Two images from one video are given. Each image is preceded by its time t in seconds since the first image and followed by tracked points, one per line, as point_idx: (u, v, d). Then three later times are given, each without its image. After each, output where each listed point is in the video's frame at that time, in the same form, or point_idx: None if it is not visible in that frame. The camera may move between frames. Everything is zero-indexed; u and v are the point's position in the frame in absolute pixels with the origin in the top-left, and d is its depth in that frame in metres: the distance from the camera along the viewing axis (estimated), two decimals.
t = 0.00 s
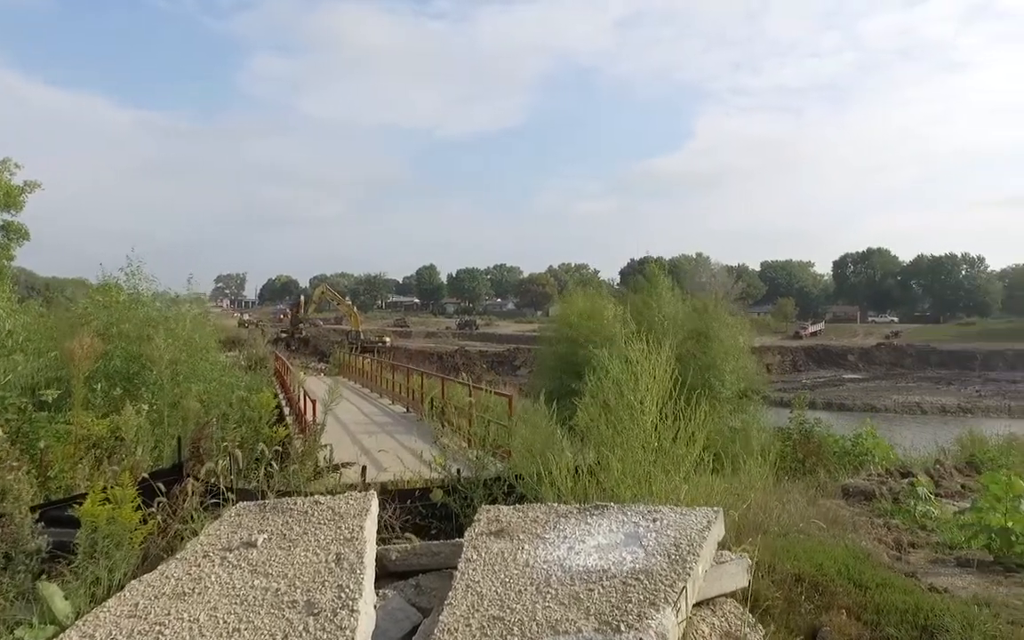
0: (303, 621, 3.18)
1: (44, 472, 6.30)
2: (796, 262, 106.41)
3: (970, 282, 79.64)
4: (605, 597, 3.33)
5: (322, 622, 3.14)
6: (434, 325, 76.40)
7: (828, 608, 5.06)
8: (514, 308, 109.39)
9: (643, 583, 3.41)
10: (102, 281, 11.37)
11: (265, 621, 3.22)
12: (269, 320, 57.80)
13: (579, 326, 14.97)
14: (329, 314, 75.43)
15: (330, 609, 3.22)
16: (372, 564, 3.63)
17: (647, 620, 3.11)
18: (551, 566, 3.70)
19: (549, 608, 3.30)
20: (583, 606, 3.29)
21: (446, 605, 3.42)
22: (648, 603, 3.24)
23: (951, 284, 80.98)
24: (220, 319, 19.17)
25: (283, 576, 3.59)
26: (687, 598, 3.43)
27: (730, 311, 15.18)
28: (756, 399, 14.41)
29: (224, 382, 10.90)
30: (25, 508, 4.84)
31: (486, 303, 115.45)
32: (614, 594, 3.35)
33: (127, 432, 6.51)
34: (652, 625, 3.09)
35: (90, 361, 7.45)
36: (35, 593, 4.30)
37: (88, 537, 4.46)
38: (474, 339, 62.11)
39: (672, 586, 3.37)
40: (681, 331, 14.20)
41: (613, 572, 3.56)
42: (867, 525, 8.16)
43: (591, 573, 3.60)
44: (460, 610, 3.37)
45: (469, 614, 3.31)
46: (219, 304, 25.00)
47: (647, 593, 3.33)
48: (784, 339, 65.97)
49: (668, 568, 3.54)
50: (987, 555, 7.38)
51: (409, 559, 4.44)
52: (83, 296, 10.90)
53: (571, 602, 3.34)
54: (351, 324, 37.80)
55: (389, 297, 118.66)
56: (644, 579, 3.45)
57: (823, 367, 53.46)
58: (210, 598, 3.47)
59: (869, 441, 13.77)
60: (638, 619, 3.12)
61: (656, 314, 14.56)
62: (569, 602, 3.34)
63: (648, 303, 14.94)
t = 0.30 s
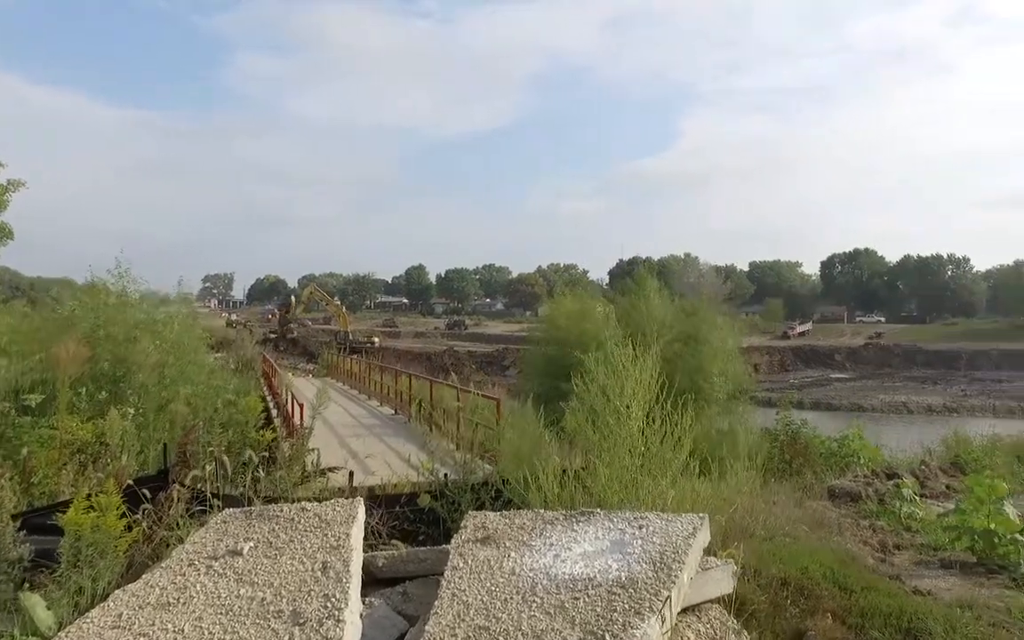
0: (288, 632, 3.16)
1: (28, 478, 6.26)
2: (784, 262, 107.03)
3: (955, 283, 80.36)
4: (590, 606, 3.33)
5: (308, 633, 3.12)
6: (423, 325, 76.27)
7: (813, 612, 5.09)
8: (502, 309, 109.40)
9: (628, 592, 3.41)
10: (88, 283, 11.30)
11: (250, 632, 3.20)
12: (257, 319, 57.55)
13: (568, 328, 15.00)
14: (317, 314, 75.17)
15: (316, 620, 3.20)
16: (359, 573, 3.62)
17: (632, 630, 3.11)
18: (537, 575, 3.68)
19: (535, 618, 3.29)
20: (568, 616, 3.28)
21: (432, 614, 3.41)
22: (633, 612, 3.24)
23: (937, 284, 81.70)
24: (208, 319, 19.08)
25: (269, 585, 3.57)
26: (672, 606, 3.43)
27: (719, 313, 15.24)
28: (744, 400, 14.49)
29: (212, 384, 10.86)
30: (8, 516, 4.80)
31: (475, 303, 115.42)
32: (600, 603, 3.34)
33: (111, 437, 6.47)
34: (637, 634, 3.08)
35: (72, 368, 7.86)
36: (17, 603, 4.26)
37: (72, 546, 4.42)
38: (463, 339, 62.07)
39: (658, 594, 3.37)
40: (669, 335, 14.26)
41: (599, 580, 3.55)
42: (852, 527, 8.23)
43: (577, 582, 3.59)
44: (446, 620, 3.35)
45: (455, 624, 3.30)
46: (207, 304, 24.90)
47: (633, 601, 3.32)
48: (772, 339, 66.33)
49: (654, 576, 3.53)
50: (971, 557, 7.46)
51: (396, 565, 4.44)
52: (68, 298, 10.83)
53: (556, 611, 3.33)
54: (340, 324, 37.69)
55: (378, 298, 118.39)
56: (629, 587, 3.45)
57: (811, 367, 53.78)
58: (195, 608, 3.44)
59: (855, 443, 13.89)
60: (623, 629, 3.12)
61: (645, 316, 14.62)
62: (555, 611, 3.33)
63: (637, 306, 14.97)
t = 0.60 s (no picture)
0: None
1: (10, 485, 6.21)
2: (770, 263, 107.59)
3: (940, 283, 81.07)
4: (574, 614, 3.32)
5: None
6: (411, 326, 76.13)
7: (797, 615, 5.12)
8: (491, 309, 109.36)
9: (612, 599, 3.40)
10: (73, 285, 11.20)
11: None
12: (244, 320, 57.24)
13: (556, 330, 15.02)
14: (305, 314, 74.89)
15: (301, 628, 3.19)
16: (344, 581, 3.61)
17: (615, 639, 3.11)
18: (522, 582, 3.67)
19: (520, 626, 3.28)
20: (553, 624, 3.27)
21: (417, 622, 3.39)
22: (617, 619, 3.24)
23: (922, 284, 82.43)
24: (194, 320, 18.97)
25: (254, 593, 3.55)
26: (656, 613, 3.43)
27: (706, 314, 15.29)
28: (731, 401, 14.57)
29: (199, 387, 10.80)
30: None
31: (463, 304, 115.34)
32: (584, 611, 3.34)
33: (94, 442, 6.42)
34: None
35: (60, 368, 6.90)
36: None
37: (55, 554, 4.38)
38: (452, 339, 62.00)
39: (641, 601, 3.37)
40: (656, 338, 14.31)
41: (583, 587, 3.54)
42: (836, 530, 8.30)
43: (562, 589, 3.57)
44: (431, 628, 3.34)
45: (440, 632, 3.28)
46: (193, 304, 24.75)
47: (616, 609, 3.32)
48: (759, 339, 66.67)
49: (638, 583, 3.53)
50: (953, 558, 7.55)
51: (382, 571, 4.44)
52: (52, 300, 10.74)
53: (541, 619, 3.32)
54: (328, 325, 37.56)
55: (366, 298, 118.09)
56: (614, 595, 3.44)
57: (797, 366, 54.11)
58: (179, 617, 3.42)
59: (840, 444, 13.99)
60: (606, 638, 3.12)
61: (632, 317, 14.68)
62: (539, 619, 3.32)
63: (623, 307, 15.04)
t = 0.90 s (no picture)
0: None
1: None
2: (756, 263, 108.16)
3: (923, 283, 81.82)
4: (558, 620, 3.33)
5: None
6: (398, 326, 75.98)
7: (781, 617, 5.16)
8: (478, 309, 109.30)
9: (596, 605, 3.41)
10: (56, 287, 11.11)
11: None
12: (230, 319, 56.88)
13: (543, 332, 15.03)
14: (291, 314, 74.53)
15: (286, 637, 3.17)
16: (329, 588, 3.61)
17: None
18: (507, 588, 3.67)
19: (504, 633, 3.28)
20: (537, 631, 3.27)
21: (401, 630, 3.39)
22: (601, 625, 3.25)
23: (906, 285, 83.15)
24: (179, 320, 18.82)
25: (238, 601, 3.53)
26: (639, 618, 3.45)
27: (692, 316, 15.35)
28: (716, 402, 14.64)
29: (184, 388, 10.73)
30: None
31: (451, 304, 115.24)
32: (568, 617, 3.34)
33: (77, 446, 6.37)
34: None
35: (42, 371, 6.85)
36: None
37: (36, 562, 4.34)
38: (439, 340, 61.90)
39: (625, 607, 3.38)
40: (642, 340, 14.35)
41: (567, 593, 3.55)
42: (820, 531, 8.37)
43: (546, 594, 3.58)
44: (415, 635, 3.34)
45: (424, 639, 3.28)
46: (178, 304, 24.57)
47: (600, 615, 3.33)
48: (745, 339, 67.04)
49: (622, 588, 3.54)
50: (934, 558, 7.63)
51: (368, 577, 4.43)
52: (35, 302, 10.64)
53: (525, 626, 3.32)
54: (314, 325, 37.39)
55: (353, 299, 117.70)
56: (597, 600, 3.45)
57: (783, 367, 54.45)
58: (163, 625, 3.39)
59: (825, 445, 14.09)
60: None
61: (618, 319, 14.73)
62: (524, 626, 3.32)
63: (609, 309, 15.07)
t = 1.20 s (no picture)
0: None
1: None
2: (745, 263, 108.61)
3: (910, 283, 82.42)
4: (546, 627, 3.34)
5: None
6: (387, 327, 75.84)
7: (767, 620, 5.19)
8: (468, 309, 109.22)
9: (583, 611, 3.42)
10: (41, 289, 11.03)
11: None
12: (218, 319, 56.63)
13: (532, 333, 15.04)
14: (279, 314, 74.22)
15: None
16: (318, 596, 3.60)
17: None
18: (495, 594, 3.68)
19: None
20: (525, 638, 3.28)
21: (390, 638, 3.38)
22: (588, 632, 3.26)
23: (893, 285, 83.76)
24: (166, 320, 18.71)
25: (227, 608, 3.52)
26: (626, 624, 3.46)
27: (681, 316, 15.40)
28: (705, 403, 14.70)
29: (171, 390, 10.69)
30: None
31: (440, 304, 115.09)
32: (555, 624, 3.35)
33: (64, 451, 6.34)
34: None
35: (27, 375, 6.76)
36: None
37: (22, 569, 4.31)
38: (428, 340, 61.83)
39: (613, 614, 3.39)
40: (631, 342, 14.39)
41: (555, 599, 3.56)
42: (806, 532, 8.42)
43: (534, 600, 3.58)
44: None
45: None
46: (165, 305, 24.42)
47: (588, 621, 3.34)
48: (733, 339, 67.32)
49: (608, 594, 3.56)
50: (919, 558, 7.70)
51: (357, 583, 4.43)
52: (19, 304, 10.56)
53: (513, 633, 3.33)
54: (303, 325, 37.26)
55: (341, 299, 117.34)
56: (585, 606, 3.46)
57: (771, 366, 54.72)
58: (151, 633, 3.37)
59: (812, 446, 14.17)
60: None
61: (607, 320, 14.77)
62: (512, 633, 3.33)
63: (598, 311, 15.09)
